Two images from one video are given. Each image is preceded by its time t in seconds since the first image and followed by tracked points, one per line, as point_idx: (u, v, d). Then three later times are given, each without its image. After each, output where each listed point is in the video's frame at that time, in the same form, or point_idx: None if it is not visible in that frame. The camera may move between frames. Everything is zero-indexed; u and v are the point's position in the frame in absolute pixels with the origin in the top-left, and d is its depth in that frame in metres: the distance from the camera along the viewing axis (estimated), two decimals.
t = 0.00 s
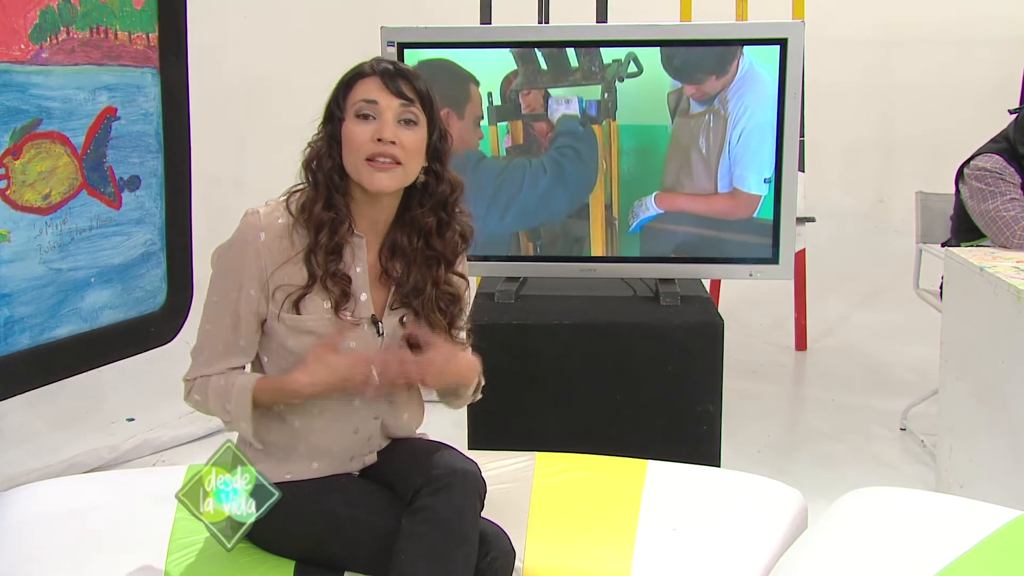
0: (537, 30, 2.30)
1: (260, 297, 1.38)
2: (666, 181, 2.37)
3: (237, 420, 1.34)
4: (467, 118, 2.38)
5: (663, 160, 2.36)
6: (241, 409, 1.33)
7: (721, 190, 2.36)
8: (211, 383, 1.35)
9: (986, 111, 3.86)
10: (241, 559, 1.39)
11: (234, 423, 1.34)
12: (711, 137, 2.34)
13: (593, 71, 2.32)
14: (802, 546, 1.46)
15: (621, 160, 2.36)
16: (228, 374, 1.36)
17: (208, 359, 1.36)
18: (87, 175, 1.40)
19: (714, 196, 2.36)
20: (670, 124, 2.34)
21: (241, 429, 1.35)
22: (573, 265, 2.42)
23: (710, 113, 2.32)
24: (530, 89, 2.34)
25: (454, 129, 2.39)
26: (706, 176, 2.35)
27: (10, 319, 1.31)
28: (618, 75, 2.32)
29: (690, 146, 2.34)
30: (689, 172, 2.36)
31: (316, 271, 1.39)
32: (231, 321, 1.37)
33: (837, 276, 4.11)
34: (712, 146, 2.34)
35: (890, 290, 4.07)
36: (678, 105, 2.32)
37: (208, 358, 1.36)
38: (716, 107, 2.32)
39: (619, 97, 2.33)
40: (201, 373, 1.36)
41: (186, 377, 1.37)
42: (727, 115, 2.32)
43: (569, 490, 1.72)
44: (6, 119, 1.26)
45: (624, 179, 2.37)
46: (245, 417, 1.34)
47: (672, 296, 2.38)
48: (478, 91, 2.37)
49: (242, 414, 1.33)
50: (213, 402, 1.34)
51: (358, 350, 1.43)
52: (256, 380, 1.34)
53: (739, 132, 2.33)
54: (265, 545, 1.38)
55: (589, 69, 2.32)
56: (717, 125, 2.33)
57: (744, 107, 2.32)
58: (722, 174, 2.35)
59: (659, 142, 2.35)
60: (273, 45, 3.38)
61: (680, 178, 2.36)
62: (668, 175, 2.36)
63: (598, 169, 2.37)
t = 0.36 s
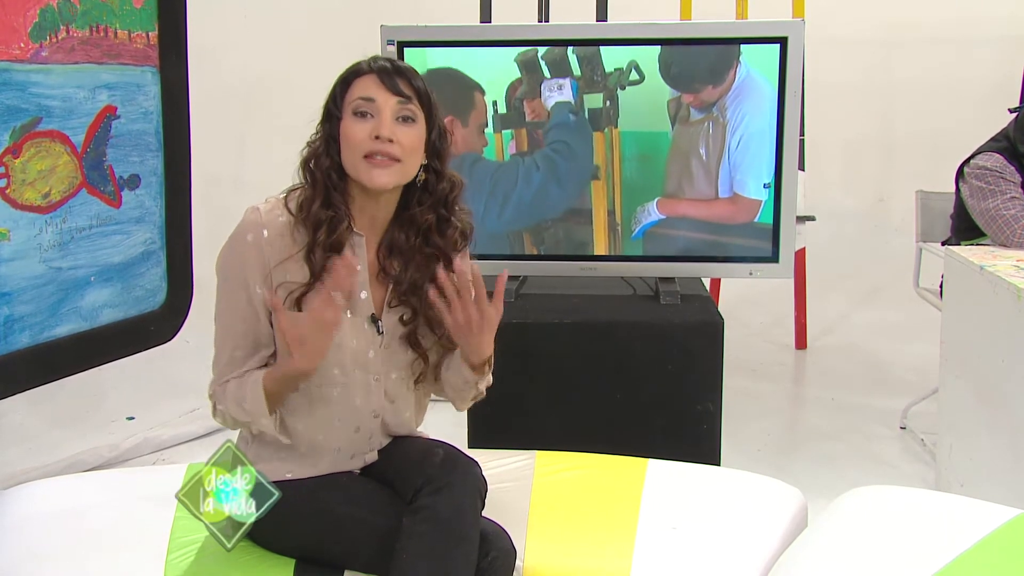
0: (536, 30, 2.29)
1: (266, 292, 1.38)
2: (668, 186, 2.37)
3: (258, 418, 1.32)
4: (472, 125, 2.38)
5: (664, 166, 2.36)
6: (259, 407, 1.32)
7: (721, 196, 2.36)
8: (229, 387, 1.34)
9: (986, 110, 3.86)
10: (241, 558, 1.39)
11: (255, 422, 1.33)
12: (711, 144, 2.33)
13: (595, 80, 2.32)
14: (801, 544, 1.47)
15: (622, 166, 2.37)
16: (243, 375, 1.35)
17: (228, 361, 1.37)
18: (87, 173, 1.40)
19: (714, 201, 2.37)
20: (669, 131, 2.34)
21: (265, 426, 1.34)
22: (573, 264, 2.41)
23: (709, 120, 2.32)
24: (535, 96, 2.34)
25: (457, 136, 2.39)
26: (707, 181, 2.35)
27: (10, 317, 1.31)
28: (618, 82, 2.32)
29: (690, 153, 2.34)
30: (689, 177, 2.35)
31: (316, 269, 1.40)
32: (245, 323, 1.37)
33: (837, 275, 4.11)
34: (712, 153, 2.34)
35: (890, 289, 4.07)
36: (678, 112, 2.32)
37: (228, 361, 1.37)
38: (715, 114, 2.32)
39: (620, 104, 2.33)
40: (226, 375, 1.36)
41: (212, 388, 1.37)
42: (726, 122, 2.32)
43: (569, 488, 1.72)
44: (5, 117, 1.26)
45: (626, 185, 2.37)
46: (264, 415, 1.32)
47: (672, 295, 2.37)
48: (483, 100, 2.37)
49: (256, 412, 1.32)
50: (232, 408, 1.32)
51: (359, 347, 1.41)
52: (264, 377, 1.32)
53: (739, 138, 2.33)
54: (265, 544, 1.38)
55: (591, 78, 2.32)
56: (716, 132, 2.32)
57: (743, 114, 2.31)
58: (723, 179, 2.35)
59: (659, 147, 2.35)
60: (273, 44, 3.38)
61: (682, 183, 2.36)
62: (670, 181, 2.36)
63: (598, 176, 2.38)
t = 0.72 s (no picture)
0: (537, 29, 2.29)
1: (254, 296, 1.39)
2: (669, 190, 2.37)
3: (237, 426, 1.33)
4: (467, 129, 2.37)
5: (664, 171, 2.36)
6: (240, 415, 1.32)
7: (721, 200, 2.36)
8: (213, 388, 1.34)
9: (986, 110, 3.86)
10: (242, 557, 1.39)
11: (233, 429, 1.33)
12: (711, 148, 2.33)
13: (598, 85, 2.32)
14: (801, 544, 1.47)
15: (624, 170, 2.36)
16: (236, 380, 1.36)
17: (210, 360, 1.36)
18: (87, 173, 1.40)
19: (714, 205, 2.36)
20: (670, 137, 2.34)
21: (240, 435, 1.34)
22: (573, 264, 2.41)
23: (710, 125, 2.32)
24: (538, 99, 2.34)
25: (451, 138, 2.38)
26: (707, 185, 2.35)
27: (10, 317, 1.31)
28: (620, 87, 2.32)
29: (691, 157, 2.34)
30: (690, 181, 2.35)
31: (308, 270, 1.40)
32: (227, 322, 1.37)
33: (837, 275, 4.11)
34: (712, 157, 2.34)
35: (890, 288, 4.07)
36: (679, 118, 2.32)
37: (208, 361, 1.36)
38: (716, 119, 2.32)
39: (623, 109, 2.33)
40: (200, 376, 1.36)
41: (186, 380, 1.37)
42: (727, 127, 2.32)
43: (569, 488, 1.72)
44: (5, 117, 1.26)
45: (626, 189, 2.37)
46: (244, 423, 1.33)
47: (672, 294, 2.37)
48: (480, 103, 2.36)
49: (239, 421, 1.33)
50: (214, 410, 1.33)
51: (353, 345, 1.42)
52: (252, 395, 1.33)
53: (740, 143, 2.33)
54: (264, 543, 1.39)
55: (594, 83, 2.32)
56: (716, 137, 2.33)
57: (744, 119, 2.32)
58: (723, 183, 2.35)
59: (659, 151, 2.35)
60: (273, 44, 3.38)
61: (682, 188, 2.36)
62: (670, 186, 2.36)
63: (598, 181, 2.37)
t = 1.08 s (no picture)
0: (538, 29, 2.28)
1: (255, 293, 1.39)
2: (671, 190, 2.37)
3: (260, 423, 1.33)
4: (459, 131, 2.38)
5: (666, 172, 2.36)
6: (262, 412, 1.33)
7: (724, 200, 2.36)
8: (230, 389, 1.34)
9: (986, 110, 3.86)
10: (242, 557, 1.39)
11: (257, 428, 1.33)
12: (713, 149, 2.33)
13: (601, 86, 2.32)
14: (801, 544, 1.47)
15: (628, 171, 2.37)
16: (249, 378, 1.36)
17: (222, 364, 1.36)
18: (87, 173, 1.40)
19: (716, 205, 2.36)
20: (671, 138, 2.34)
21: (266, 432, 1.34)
22: (573, 264, 2.41)
23: (712, 126, 2.33)
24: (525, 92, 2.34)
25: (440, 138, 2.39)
26: (709, 185, 2.35)
27: (10, 317, 1.31)
28: (624, 88, 2.32)
29: (694, 158, 2.34)
30: (692, 182, 2.36)
31: (308, 269, 1.40)
32: (240, 324, 1.37)
33: (837, 275, 4.11)
34: (714, 158, 2.34)
35: (890, 288, 4.07)
36: (682, 118, 2.32)
37: (220, 367, 1.36)
38: (718, 121, 2.32)
39: (626, 110, 2.33)
40: (216, 382, 1.36)
41: (203, 391, 1.38)
42: (729, 127, 2.32)
43: (569, 488, 1.72)
44: (5, 117, 1.26)
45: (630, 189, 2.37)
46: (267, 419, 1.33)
47: (672, 294, 2.37)
48: (466, 100, 2.37)
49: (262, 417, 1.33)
50: (233, 408, 1.33)
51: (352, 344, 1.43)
52: (272, 386, 1.33)
53: (742, 144, 2.33)
54: (264, 543, 1.39)
55: (598, 84, 2.32)
56: (718, 137, 2.33)
57: (747, 120, 2.32)
58: (726, 184, 2.35)
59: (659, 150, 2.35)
60: (273, 44, 3.38)
61: (684, 188, 2.36)
62: (673, 186, 2.36)
63: (602, 180, 2.37)
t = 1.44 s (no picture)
0: (533, 29, 2.28)
1: (253, 293, 1.39)
2: (679, 187, 2.36)
3: (251, 431, 1.35)
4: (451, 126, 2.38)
5: (673, 169, 2.35)
6: (258, 420, 1.35)
7: (732, 197, 2.36)
8: (227, 393, 1.36)
9: (986, 109, 3.86)
10: (242, 557, 1.39)
11: (246, 434, 1.36)
12: (719, 148, 2.33)
13: (610, 82, 2.32)
14: (801, 544, 1.47)
15: (635, 168, 2.36)
16: (247, 382, 1.38)
17: (213, 362, 1.38)
18: (87, 173, 1.40)
19: (725, 202, 2.36)
20: (677, 137, 2.34)
21: (254, 440, 1.36)
22: (572, 264, 2.41)
23: (718, 124, 2.32)
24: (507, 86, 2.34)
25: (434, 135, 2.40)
26: (717, 183, 2.35)
27: (10, 317, 1.31)
28: (632, 83, 2.32)
29: (699, 156, 2.34)
30: (700, 180, 2.35)
31: (307, 269, 1.40)
32: (230, 321, 1.38)
33: (837, 274, 4.11)
34: (721, 155, 2.34)
35: (890, 288, 4.07)
36: (685, 120, 2.32)
37: (211, 362, 1.38)
38: (725, 117, 2.32)
39: (635, 106, 2.33)
40: (208, 379, 1.37)
41: (192, 383, 1.39)
42: (735, 125, 2.32)
43: (568, 487, 1.72)
44: (5, 117, 1.26)
45: (638, 187, 2.37)
46: (258, 428, 1.35)
47: (672, 294, 2.37)
48: (455, 95, 2.36)
49: (257, 425, 1.35)
50: (229, 412, 1.36)
51: (350, 346, 1.43)
52: (275, 395, 1.35)
53: (751, 144, 2.33)
54: (264, 544, 1.39)
55: (607, 79, 2.32)
56: (724, 135, 2.33)
57: (755, 118, 2.32)
58: (734, 181, 2.35)
59: (659, 151, 2.35)
60: (272, 44, 3.38)
61: (691, 185, 2.36)
62: (680, 183, 2.36)
63: (611, 176, 2.37)
